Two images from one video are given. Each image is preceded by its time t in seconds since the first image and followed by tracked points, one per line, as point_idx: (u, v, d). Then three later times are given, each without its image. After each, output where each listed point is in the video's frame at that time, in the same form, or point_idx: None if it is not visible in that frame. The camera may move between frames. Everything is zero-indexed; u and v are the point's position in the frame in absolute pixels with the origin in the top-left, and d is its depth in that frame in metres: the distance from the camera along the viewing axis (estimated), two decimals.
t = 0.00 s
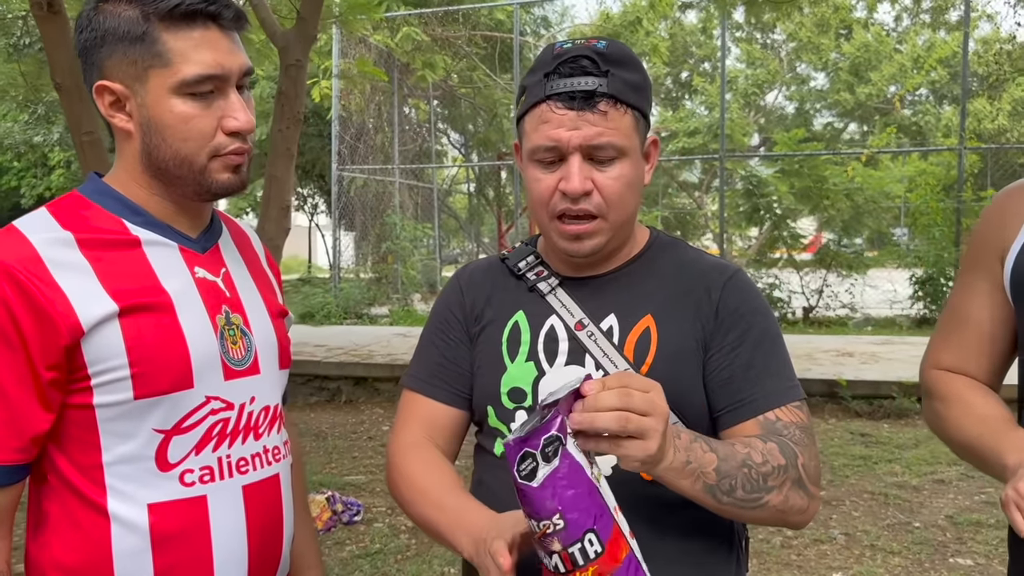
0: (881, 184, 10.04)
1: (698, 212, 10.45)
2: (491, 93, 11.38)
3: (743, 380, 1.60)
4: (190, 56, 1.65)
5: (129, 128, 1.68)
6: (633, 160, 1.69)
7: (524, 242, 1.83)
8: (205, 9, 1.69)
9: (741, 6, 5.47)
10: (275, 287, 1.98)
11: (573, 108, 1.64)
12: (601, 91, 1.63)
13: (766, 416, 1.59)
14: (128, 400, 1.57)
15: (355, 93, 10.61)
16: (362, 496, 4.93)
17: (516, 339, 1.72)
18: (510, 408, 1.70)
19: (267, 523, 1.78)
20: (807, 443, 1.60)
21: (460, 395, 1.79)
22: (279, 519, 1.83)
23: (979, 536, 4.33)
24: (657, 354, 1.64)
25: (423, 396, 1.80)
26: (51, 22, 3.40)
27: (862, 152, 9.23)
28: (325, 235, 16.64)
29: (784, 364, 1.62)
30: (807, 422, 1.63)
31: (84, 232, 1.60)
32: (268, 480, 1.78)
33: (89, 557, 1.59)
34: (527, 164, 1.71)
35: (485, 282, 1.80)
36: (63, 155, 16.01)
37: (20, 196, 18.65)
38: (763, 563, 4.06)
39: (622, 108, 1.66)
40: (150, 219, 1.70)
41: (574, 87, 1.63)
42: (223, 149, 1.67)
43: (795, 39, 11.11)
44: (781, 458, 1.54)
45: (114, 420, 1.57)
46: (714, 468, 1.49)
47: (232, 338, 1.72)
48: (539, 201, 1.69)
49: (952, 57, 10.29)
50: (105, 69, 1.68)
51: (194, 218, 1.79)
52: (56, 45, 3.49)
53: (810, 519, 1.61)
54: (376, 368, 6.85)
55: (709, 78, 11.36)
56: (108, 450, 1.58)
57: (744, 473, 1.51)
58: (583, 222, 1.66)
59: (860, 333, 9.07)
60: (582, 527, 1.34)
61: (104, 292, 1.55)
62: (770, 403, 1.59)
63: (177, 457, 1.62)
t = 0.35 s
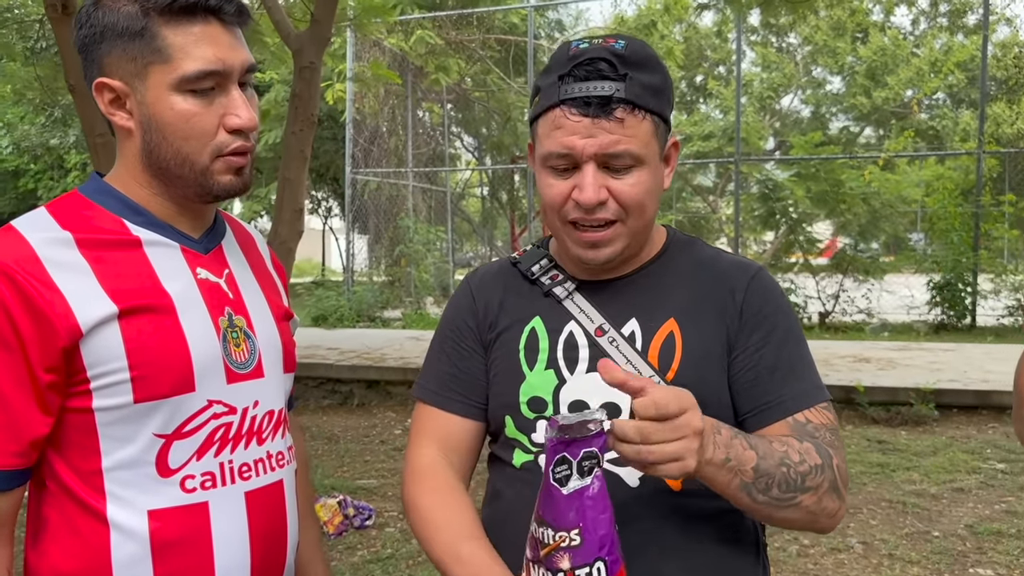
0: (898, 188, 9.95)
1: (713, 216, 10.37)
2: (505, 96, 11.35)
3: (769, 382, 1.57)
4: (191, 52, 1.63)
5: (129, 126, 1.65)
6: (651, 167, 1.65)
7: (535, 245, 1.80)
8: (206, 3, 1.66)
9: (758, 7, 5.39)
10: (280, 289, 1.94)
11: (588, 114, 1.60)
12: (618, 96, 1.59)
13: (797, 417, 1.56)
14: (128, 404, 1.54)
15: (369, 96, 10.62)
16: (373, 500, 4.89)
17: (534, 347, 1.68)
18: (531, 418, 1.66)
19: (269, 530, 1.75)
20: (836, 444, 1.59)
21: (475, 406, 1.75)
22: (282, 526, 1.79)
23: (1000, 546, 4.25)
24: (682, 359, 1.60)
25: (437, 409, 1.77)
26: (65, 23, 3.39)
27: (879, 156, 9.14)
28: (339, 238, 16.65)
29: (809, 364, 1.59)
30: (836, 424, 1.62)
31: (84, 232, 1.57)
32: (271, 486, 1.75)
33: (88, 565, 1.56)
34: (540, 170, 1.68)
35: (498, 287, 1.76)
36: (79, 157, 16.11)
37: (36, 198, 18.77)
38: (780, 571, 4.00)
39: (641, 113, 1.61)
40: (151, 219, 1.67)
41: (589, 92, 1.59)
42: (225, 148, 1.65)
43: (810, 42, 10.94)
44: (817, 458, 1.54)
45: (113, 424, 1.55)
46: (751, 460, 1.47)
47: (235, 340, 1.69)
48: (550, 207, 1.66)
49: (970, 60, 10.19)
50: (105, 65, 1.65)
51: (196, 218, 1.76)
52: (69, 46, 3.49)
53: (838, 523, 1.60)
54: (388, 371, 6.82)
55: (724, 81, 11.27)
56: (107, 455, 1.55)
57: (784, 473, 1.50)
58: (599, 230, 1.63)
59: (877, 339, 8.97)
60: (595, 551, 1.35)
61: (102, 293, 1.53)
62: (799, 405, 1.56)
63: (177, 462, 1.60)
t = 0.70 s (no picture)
0: (913, 193, 9.88)
1: (727, 220, 10.33)
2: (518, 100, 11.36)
3: (794, 391, 1.54)
4: (206, 56, 1.62)
5: (143, 128, 1.65)
6: (675, 181, 1.62)
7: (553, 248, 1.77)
8: (222, 7, 1.66)
9: (772, 10, 5.35)
10: (292, 293, 1.93)
11: (612, 127, 1.56)
12: (642, 110, 1.56)
13: (821, 429, 1.52)
14: (138, 407, 1.54)
15: (383, 99, 10.65)
16: (385, 503, 4.89)
17: (549, 354, 1.67)
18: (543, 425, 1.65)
19: (280, 535, 1.74)
20: (865, 458, 1.53)
21: (490, 411, 1.75)
22: (292, 531, 1.78)
23: (1017, 554, 4.20)
24: (698, 367, 1.59)
25: (451, 416, 1.77)
26: (81, 26, 3.41)
27: (895, 160, 9.08)
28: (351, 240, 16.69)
29: (836, 373, 1.56)
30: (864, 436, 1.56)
31: (96, 233, 1.57)
32: (281, 490, 1.74)
33: (97, 569, 1.56)
34: (561, 179, 1.66)
35: (514, 292, 1.74)
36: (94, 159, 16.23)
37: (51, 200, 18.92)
38: None
39: (666, 127, 1.58)
40: (164, 222, 1.67)
41: (613, 104, 1.56)
42: (239, 152, 1.64)
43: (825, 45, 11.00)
44: (851, 479, 1.47)
45: (123, 427, 1.54)
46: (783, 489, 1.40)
47: (247, 344, 1.69)
48: (570, 218, 1.64)
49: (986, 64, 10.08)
50: (120, 68, 1.65)
51: (209, 222, 1.76)
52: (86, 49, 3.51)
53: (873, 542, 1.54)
54: (400, 374, 6.81)
55: (737, 85, 11.21)
56: (117, 457, 1.55)
57: (828, 504, 1.43)
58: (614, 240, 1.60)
59: (891, 345, 8.91)
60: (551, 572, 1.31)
61: (114, 294, 1.52)
62: (827, 413, 1.52)
63: (188, 466, 1.59)
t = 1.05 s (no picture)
0: (924, 197, 9.83)
1: (736, 224, 10.30)
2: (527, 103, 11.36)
3: (782, 414, 1.51)
4: (225, 60, 1.63)
5: (161, 130, 1.66)
6: (712, 177, 1.63)
7: (598, 246, 1.81)
8: (242, 12, 1.67)
9: (783, 14, 5.34)
10: (308, 295, 1.94)
11: (646, 121, 1.58)
12: (676, 103, 1.57)
13: (795, 459, 1.47)
14: (152, 405, 1.55)
15: (393, 102, 10.66)
16: (393, 505, 4.89)
17: (570, 346, 1.70)
18: (555, 416, 1.68)
19: (290, 536, 1.75)
20: (838, 505, 1.45)
21: (514, 395, 1.82)
22: (303, 533, 1.79)
23: None
24: (707, 376, 1.57)
25: (480, 394, 1.84)
26: (94, 29, 3.42)
27: (905, 165, 9.03)
28: (360, 243, 16.72)
29: (842, 406, 1.50)
30: (852, 480, 1.47)
31: (115, 231, 1.59)
32: (292, 491, 1.75)
33: (108, 564, 1.56)
34: (598, 179, 1.68)
35: (550, 282, 1.80)
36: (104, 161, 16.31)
37: (61, 202, 19.01)
38: None
39: (701, 120, 1.59)
40: (182, 222, 1.68)
41: (647, 99, 1.57)
42: (255, 156, 1.65)
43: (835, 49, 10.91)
44: (795, 545, 1.39)
45: (137, 424, 1.55)
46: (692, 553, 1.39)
47: (261, 344, 1.70)
48: (608, 217, 1.66)
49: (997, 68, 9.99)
50: (140, 71, 1.66)
51: (225, 223, 1.77)
52: (98, 51, 3.52)
53: None
54: (409, 376, 6.82)
55: (747, 88, 11.21)
56: (131, 454, 1.56)
57: None
58: (659, 241, 1.63)
59: (901, 350, 8.87)
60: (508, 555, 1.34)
61: (131, 292, 1.54)
62: (814, 443, 1.47)
63: (200, 464, 1.60)
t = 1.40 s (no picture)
0: (928, 201, 9.81)
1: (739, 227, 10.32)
2: (531, 105, 11.37)
3: (775, 419, 1.50)
4: (232, 60, 1.64)
5: (168, 127, 1.67)
6: (742, 164, 1.65)
7: (622, 247, 1.82)
8: (251, 14, 1.67)
9: (786, 16, 5.34)
10: (313, 296, 1.94)
11: (685, 100, 1.60)
12: (715, 85, 1.60)
13: (780, 464, 1.47)
14: (154, 402, 1.56)
15: (396, 104, 10.68)
16: (396, 506, 4.90)
17: (582, 341, 1.72)
18: (562, 409, 1.70)
19: (292, 534, 1.75)
20: (820, 518, 1.46)
21: (533, 388, 1.85)
22: (305, 533, 1.79)
23: None
24: (707, 378, 1.57)
25: (502, 386, 1.88)
26: (99, 30, 3.43)
27: (909, 167, 9.03)
28: (364, 245, 16.75)
29: (845, 417, 1.48)
30: (840, 494, 1.47)
31: (120, 229, 1.60)
32: (295, 490, 1.75)
33: (109, 561, 1.57)
34: (629, 167, 1.67)
35: (574, 279, 1.83)
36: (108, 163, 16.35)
37: (65, 203, 19.06)
38: None
39: (735, 105, 1.62)
40: (187, 220, 1.69)
41: (686, 80, 1.60)
42: (259, 157, 1.66)
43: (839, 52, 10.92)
44: (769, 561, 1.42)
45: (140, 421, 1.56)
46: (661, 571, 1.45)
47: (265, 343, 1.70)
48: (640, 201, 1.65)
49: (1001, 71, 9.97)
50: (149, 67, 1.67)
51: (231, 222, 1.77)
52: (103, 53, 3.52)
53: None
54: (412, 378, 6.83)
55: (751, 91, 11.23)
56: (134, 452, 1.57)
57: None
58: (688, 223, 1.61)
59: (905, 352, 8.86)
60: None
61: (134, 290, 1.55)
62: (804, 451, 1.47)
63: (202, 462, 1.61)
